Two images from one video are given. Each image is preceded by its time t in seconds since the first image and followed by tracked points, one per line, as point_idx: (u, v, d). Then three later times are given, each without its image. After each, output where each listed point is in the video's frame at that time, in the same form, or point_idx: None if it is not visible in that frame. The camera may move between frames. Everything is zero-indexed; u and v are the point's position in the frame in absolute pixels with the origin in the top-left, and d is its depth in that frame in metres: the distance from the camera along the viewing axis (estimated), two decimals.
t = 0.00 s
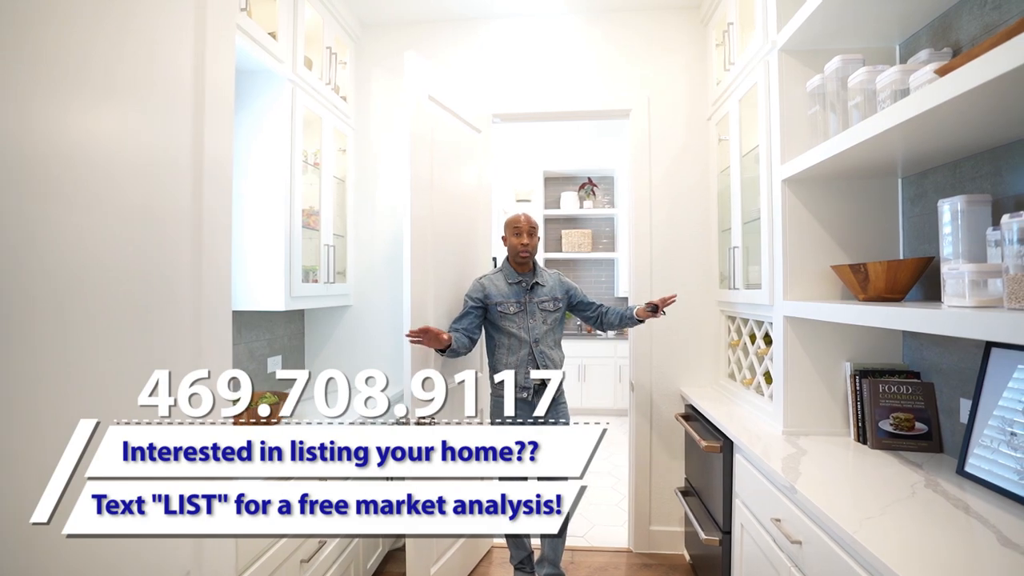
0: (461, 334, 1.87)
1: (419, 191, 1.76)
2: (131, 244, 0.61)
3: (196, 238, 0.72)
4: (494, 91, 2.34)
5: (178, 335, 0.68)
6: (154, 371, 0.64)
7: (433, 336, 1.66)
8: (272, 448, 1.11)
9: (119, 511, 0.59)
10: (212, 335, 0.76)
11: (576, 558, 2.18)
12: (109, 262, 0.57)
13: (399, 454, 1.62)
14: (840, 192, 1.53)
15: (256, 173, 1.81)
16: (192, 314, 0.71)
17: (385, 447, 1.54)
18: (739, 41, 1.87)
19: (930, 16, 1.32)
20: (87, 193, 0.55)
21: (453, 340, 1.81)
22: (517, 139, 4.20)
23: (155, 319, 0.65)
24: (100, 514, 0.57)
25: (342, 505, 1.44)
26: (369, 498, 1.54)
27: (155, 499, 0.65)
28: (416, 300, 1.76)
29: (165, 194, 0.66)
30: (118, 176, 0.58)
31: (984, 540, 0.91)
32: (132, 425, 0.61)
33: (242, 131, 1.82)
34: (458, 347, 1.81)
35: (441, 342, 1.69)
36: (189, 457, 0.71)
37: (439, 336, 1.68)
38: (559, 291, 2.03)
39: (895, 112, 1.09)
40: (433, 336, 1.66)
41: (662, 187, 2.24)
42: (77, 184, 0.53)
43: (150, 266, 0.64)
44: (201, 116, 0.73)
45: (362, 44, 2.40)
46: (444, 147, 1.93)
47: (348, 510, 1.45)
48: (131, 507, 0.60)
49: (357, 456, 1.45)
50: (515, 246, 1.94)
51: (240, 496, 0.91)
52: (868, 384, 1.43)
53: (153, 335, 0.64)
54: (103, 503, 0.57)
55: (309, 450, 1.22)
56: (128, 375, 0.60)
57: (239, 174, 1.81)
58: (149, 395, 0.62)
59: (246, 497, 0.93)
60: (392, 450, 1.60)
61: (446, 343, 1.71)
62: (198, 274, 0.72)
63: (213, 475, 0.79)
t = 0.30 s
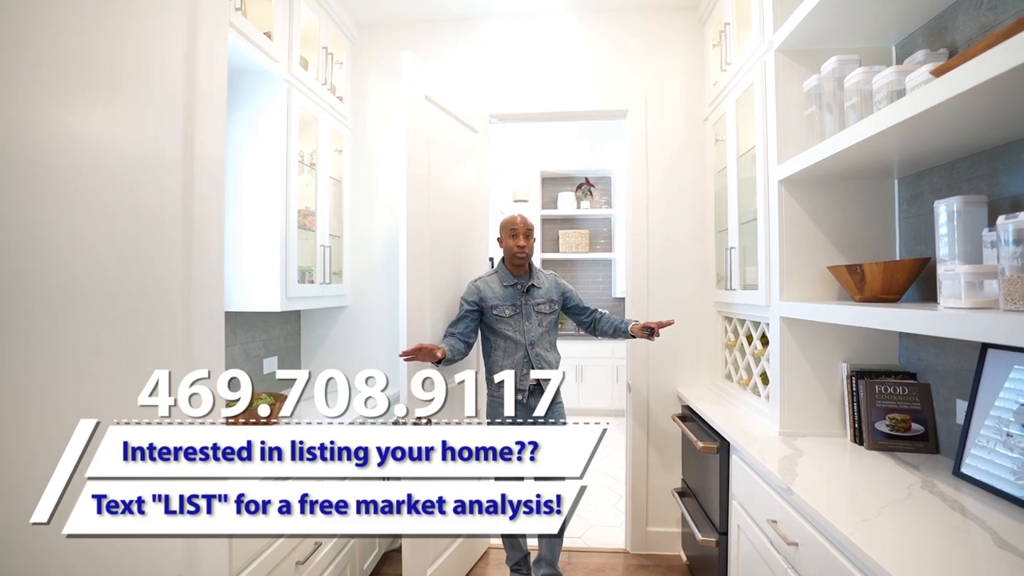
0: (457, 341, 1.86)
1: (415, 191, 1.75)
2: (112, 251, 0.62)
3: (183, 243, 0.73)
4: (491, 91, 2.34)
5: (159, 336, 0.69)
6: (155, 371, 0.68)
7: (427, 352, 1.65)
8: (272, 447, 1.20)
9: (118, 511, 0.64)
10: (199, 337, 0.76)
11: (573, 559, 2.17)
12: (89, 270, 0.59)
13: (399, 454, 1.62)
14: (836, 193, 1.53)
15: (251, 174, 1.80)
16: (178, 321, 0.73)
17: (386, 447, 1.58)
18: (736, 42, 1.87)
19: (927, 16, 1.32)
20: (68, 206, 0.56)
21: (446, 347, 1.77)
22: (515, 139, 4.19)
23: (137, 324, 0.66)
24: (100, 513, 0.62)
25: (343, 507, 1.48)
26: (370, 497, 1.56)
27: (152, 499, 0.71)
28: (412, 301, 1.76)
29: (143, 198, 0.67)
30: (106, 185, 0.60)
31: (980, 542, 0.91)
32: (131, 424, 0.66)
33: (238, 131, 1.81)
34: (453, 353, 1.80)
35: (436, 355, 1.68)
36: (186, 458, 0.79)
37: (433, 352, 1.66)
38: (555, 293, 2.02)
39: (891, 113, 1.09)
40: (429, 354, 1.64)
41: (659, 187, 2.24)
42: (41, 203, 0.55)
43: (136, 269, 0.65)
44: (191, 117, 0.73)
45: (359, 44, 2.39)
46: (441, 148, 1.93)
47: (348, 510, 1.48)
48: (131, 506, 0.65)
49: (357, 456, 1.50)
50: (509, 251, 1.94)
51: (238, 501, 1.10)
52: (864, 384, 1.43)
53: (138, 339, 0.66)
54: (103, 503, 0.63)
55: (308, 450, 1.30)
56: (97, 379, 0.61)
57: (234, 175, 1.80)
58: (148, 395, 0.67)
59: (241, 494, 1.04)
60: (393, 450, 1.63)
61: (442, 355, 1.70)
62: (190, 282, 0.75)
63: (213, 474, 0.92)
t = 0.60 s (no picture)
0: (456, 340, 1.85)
1: (413, 190, 1.74)
2: (90, 251, 0.62)
3: (171, 244, 0.73)
4: (489, 90, 2.33)
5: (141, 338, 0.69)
6: (155, 371, 0.71)
7: (427, 352, 1.64)
8: (273, 448, 1.20)
9: (119, 510, 0.67)
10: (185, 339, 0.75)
11: (571, 560, 2.17)
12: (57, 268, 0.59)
13: (399, 454, 1.61)
14: (836, 192, 1.53)
15: (247, 173, 1.78)
16: (168, 322, 0.73)
17: (387, 446, 1.58)
18: (735, 41, 1.87)
19: (927, 15, 1.32)
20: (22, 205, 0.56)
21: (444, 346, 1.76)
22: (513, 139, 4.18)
23: (117, 324, 0.65)
24: (100, 513, 0.66)
25: (342, 506, 1.46)
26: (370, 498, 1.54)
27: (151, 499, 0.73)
28: (410, 301, 1.75)
29: (128, 198, 0.66)
30: (74, 185, 0.60)
31: (981, 543, 0.90)
32: (132, 424, 0.68)
33: (234, 130, 1.80)
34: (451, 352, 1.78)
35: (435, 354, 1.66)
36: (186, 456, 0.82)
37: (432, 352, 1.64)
38: (554, 293, 2.02)
39: (892, 112, 1.08)
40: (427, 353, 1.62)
41: (658, 187, 2.23)
42: (17, 206, 0.56)
43: (117, 271, 0.65)
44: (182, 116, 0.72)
45: (356, 43, 2.38)
46: (439, 147, 1.92)
47: (348, 511, 1.47)
48: (131, 507, 0.68)
49: (357, 456, 1.48)
50: (509, 253, 1.93)
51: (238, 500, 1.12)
52: (864, 385, 1.43)
53: (120, 339, 0.66)
54: (103, 502, 0.66)
55: (308, 451, 1.31)
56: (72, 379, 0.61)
57: (231, 174, 1.79)
58: (149, 396, 0.70)
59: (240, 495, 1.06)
60: (393, 450, 1.62)
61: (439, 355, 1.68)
62: (177, 282, 0.74)
63: (213, 474, 0.93)
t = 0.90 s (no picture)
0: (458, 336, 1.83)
1: (411, 191, 1.73)
2: (82, 254, 0.60)
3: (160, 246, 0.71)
4: (488, 90, 2.32)
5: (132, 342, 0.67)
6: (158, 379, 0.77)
7: (428, 337, 1.63)
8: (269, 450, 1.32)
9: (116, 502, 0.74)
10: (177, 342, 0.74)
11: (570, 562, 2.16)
12: (55, 274, 0.57)
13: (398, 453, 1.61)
14: (837, 194, 1.52)
15: (243, 173, 1.77)
16: (155, 326, 0.72)
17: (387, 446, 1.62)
18: (735, 41, 1.86)
19: (929, 15, 1.31)
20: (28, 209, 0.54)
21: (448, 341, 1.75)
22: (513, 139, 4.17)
23: (114, 330, 0.65)
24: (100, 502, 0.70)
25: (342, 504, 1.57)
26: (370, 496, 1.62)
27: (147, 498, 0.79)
28: (408, 303, 1.73)
29: (118, 201, 0.65)
30: (71, 188, 0.59)
31: (985, 549, 0.89)
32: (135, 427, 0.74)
33: (230, 129, 1.78)
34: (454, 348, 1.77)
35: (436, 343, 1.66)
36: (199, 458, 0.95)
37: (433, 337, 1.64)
38: (557, 295, 2.01)
39: (892, 114, 1.07)
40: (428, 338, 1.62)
41: (658, 188, 2.22)
42: (37, 209, 0.55)
43: (112, 275, 0.64)
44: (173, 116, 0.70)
45: (354, 43, 2.37)
46: (437, 148, 1.91)
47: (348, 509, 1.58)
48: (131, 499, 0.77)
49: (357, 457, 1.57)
50: (512, 253, 1.92)
51: (239, 498, 1.21)
52: (865, 387, 1.42)
53: (116, 343, 0.65)
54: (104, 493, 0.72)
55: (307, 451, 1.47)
56: (68, 388, 0.59)
57: (228, 174, 1.78)
58: (147, 398, 0.70)
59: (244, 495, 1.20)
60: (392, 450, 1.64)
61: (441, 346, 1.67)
62: (166, 286, 0.74)
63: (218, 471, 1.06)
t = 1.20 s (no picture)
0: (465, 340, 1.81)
1: (408, 190, 1.70)
2: (96, 257, 0.61)
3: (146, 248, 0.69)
4: (487, 89, 2.29)
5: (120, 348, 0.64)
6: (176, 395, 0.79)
7: (432, 352, 1.61)
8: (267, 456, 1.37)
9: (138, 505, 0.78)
10: (170, 349, 0.73)
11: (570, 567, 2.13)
12: (42, 278, 0.55)
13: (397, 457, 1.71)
14: (840, 194, 1.49)
15: (237, 172, 1.74)
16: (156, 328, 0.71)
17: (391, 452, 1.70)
18: (737, 39, 1.83)
19: (935, 12, 1.28)
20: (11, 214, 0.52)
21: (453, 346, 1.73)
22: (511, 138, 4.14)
23: (120, 332, 0.65)
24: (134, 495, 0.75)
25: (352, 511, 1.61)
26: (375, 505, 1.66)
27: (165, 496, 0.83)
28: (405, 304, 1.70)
29: (117, 203, 0.64)
30: (77, 192, 0.58)
31: (997, 559, 0.87)
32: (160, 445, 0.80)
33: (223, 129, 1.75)
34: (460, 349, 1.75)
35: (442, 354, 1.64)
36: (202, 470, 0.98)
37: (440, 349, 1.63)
38: (565, 297, 2.02)
39: (898, 112, 1.05)
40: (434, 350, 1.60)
41: (658, 188, 2.19)
42: (49, 213, 0.55)
43: (118, 278, 0.64)
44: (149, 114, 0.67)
45: (351, 41, 2.34)
46: (435, 148, 1.88)
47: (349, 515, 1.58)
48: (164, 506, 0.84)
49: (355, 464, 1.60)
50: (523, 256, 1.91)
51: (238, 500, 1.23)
52: (869, 392, 1.39)
53: (121, 345, 0.65)
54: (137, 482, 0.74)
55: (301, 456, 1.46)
56: (75, 393, 0.58)
57: (222, 173, 1.75)
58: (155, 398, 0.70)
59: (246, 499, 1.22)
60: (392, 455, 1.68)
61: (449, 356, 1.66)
62: (164, 288, 0.72)
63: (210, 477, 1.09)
